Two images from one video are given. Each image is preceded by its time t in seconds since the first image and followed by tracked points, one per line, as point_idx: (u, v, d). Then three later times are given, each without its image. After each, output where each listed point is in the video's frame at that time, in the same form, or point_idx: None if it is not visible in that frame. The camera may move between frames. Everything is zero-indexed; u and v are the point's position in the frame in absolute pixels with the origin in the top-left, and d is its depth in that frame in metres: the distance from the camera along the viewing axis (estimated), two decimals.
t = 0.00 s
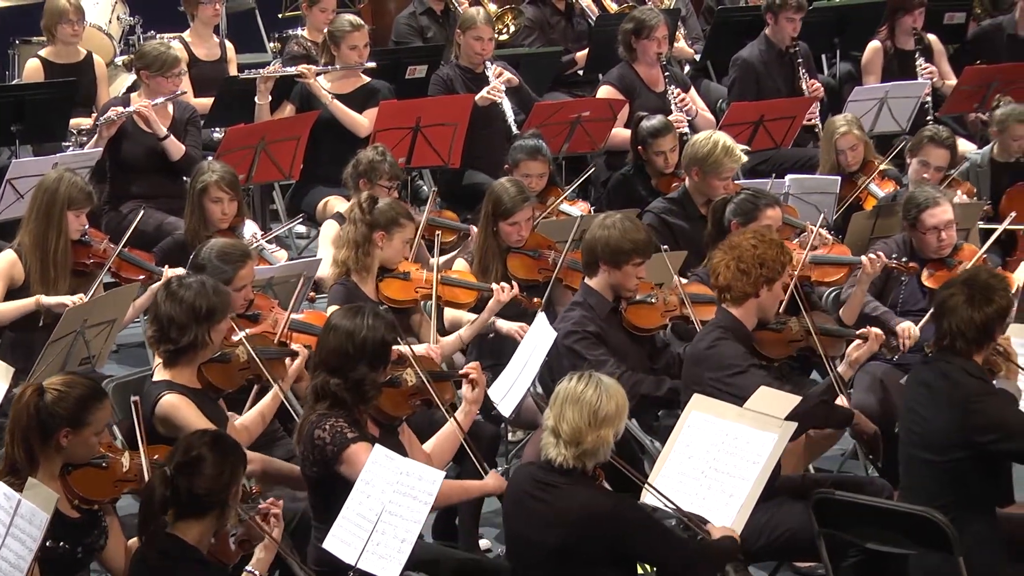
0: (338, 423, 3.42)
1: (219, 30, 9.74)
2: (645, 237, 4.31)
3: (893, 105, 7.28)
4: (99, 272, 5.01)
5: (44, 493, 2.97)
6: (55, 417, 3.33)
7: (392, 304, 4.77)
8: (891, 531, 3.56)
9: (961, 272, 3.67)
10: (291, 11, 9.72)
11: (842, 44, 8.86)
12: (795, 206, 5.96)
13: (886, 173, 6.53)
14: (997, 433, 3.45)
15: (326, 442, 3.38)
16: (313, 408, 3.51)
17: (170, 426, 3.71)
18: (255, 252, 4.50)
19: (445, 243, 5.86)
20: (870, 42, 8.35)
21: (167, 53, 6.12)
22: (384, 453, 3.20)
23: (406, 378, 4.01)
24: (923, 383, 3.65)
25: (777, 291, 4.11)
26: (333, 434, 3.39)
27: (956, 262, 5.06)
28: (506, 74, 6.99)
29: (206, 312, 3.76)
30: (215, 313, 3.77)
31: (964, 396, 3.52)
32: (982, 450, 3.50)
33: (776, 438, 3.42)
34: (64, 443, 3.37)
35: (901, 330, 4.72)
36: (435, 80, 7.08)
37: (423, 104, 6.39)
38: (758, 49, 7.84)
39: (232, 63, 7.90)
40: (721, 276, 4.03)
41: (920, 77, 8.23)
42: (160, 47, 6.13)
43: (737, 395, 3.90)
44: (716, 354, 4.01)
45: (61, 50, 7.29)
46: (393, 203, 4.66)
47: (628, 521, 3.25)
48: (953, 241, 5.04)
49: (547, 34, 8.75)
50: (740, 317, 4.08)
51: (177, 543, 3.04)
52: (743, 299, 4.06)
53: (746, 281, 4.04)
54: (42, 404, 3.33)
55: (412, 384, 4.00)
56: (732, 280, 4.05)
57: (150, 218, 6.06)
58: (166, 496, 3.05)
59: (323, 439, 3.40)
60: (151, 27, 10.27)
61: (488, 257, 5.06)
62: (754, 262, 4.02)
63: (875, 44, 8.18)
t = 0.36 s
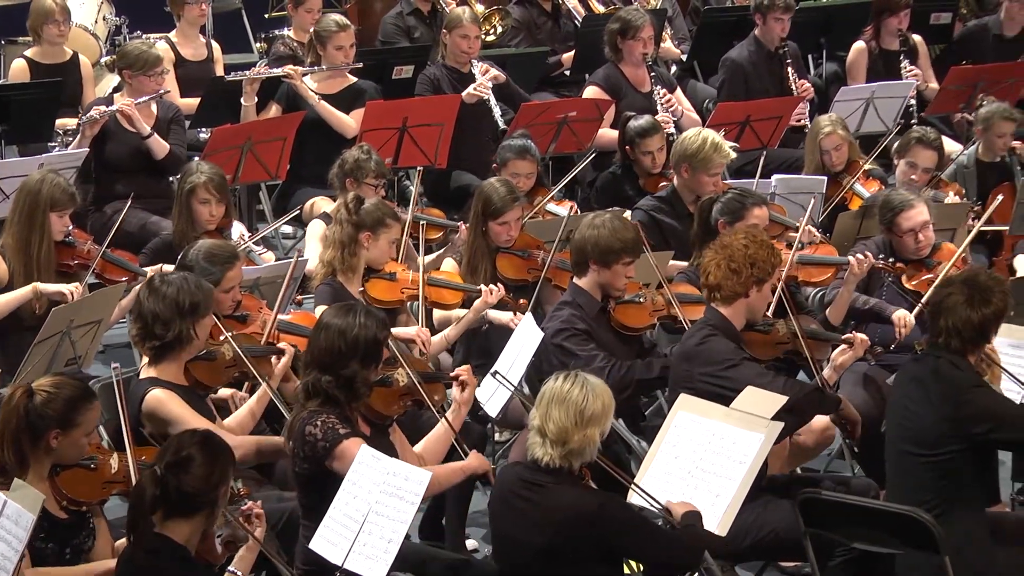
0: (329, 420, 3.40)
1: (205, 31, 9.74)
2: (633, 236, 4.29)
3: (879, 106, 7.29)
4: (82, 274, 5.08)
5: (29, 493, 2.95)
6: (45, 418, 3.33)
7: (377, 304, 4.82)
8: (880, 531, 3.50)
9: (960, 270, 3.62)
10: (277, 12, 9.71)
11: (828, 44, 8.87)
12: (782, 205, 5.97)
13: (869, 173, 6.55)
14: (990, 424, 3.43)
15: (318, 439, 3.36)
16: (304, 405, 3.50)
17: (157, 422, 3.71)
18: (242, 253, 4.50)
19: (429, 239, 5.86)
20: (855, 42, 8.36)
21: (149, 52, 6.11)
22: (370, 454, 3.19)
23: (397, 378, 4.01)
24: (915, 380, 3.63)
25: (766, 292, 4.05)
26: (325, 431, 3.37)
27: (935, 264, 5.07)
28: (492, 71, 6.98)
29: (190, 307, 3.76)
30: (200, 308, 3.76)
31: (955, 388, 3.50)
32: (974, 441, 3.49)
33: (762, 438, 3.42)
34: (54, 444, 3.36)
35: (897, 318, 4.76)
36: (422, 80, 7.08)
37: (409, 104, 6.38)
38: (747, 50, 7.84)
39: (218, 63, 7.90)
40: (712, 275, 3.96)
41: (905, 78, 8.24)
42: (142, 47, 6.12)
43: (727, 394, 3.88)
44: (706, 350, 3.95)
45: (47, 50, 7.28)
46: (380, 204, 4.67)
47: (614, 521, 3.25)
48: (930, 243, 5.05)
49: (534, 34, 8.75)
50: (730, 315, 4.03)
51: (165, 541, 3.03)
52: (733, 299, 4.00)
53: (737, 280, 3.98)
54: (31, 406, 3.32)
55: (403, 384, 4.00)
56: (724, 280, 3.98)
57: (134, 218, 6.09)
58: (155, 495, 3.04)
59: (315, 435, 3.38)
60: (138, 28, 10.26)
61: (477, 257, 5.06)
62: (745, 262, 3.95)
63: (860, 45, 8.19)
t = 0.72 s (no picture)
0: (322, 416, 3.39)
1: (188, 32, 9.73)
2: (623, 235, 4.30)
3: (863, 105, 7.30)
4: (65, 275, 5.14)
5: (13, 494, 2.91)
6: (33, 420, 3.33)
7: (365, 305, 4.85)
8: (867, 529, 3.44)
9: (954, 267, 3.60)
10: (260, 12, 9.70)
11: (812, 44, 8.89)
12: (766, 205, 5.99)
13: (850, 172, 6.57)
14: (988, 410, 3.39)
15: (311, 434, 3.35)
16: (297, 401, 3.48)
17: (144, 418, 3.71)
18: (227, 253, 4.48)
19: (414, 240, 5.91)
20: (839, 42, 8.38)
21: (126, 51, 6.17)
22: (354, 454, 3.18)
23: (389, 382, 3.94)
24: (904, 375, 3.57)
25: (749, 292, 4.01)
26: (319, 427, 3.37)
27: (917, 265, 5.09)
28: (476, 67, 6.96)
29: (174, 303, 3.75)
30: (184, 305, 3.75)
31: (948, 378, 3.45)
32: (969, 432, 3.44)
33: (747, 438, 3.41)
34: (43, 445, 3.36)
35: (889, 305, 4.84)
36: (406, 79, 7.08)
37: (391, 106, 6.38)
38: (736, 51, 7.86)
39: (201, 63, 7.90)
40: (695, 275, 3.93)
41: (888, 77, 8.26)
42: (118, 45, 6.18)
43: (714, 389, 3.85)
44: (692, 347, 3.91)
45: (30, 50, 7.26)
46: (364, 204, 4.68)
47: (599, 519, 3.26)
48: (912, 244, 5.06)
49: (518, 34, 8.75)
50: (713, 315, 4.00)
51: (150, 540, 3.00)
52: (715, 299, 3.96)
53: (720, 280, 3.95)
54: (22, 408, 3.32)
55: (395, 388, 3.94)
56: (706, 280, 3.95)
57: (115, 218, 6.09)
58: (144, 495, 3.00)
59: (308, 431, 3.37)
60: (122, 28, 10.25)
61: (462, 260, 5.06)
62: (727, 261, 3.92)
63: (842, 45, 8.21)
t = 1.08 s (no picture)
0: (320, 413, 3.39)
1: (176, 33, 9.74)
2: (624, 235, 4.26)
3: (851, 106, 7.30)
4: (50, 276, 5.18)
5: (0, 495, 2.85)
6: (36, 426, 3.34)
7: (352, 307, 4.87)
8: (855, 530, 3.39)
9: (947, 268, 3.56)
10: (248, 12, 9.70)
11: (799, 44, 8.91)
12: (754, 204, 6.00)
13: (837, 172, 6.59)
14: (990, 401, 3.36)
15: (309, 430, 3.34)
16: (294, 396, 3.47)
17: (133, 417, 3.69)
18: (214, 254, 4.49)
19: (402, 241, 5.95)
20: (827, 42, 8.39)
21: (112, 53, 6.16)
22: (343, 454, 3.18)
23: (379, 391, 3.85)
24: (899, 372, 3.50)
25: (737, 294, 4.00)
26: (317, 423, 3.36)
27: (908, 268, 5.08)
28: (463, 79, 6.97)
29: (168, 304, 3.74)
30: (178, 306, 3.75)
31: (948, 371, 3.40)
32: (968, 425, 3.39)
33: (735, 438, 3.41)
34: (43, 453, 3.37)
35: (893, 291, 4.85)
36: (395, 80, 7.08)
37: (379, 106, 6.37)
38: (727, 54, 7.86)
39: (189, 63, 7.90)
40: (684, 277, 3.91)
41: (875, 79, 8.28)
42: (104, 47, 6.18)
43: (704, 387, 3.85)
44: (682, 345, 3.89)
45: (18, 50, 7.25)
46: (353, 206, 4.68)
47: (587, 519, 3.27)
48: (903, 247, 5.06)
49: (506, 34, 8.75)
50: (701, 316, 3.97)
51: (141, 541, 2.93)
52: (704, 300, 3.94)
53: (709, 281, 3.92)
54: (26, 413, 3.34)
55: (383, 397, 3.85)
56: (695, 281, 3.93)
57: (102, 220, 6.08)
58: (137, 496, 2.94)
59: (306, 426, 3.36)
60: (109, 28, 10.25)
61: (450, 260, 5.07)
62: (717, 263, 3.90)
63: (831, 45, 8.22)
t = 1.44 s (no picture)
0: (305, 413, 3.38)
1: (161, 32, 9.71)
2: (615, 237, 4.24)
3: (837, 106, 7.32)
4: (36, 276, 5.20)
5: None
6: (26, 426, 3.32)
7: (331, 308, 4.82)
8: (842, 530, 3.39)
9: (935, 270, 3.58)
10: (234, 12, 9.69)
11: (785, 44, 8.92)
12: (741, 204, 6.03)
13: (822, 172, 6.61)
14: (977, 404, 3.38)
15: (295, 430, 3.34)
16: (277, 396, 3.47)
17: (121, 419, 3.68)
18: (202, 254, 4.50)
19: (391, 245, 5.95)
20: (814, 42, 8.39)
21: (97, 51, 6.15)
22: (330, 454, 3.18)
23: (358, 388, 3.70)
24: (883, 372, 3.51)
25: (733, 297, 3.96)
26: (304, 424, 3.36)
27: (895, 267, 5.09)
28: (451, 74, 6.99)
29: (155, 306, 3.74)
30: (166, 308, 3.75)
31: (936, 370, 3.40)
32: (956, 422, 3.40)
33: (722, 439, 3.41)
34: (32, 454, 3.37)
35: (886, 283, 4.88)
36: (381, 79, 7.09)
37: (367, 106, 6.36)
38: (709, 51, 7.88)
39: (175, 63, 7.89)
40: (680, 277, 3.88)
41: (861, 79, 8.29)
42: (89, 46, 6.17)
43: (693, 388, 3.84)
44: (677, 347, 3.87)
45: (3, 50, 7.23)
46: (341, 208, 4.70)
47: (575, 519, 3.27)
48: (890, 247, 5.07)
49: (492, 35, 8.75)
50: (694, 317, 3.96)
51: (130, 542, 2.92)
52: (699, 301, 3.91)
53: (704, 283, 3.90)
54: (15, 413, 3.32)
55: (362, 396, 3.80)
56: (691, 281, 3.90)
57: (88, 221, 6.08)
58: (124, 497, 2.92)
59: (292, 425, 3.35)
60: (95, 28, 10.23)
61: (436, 260, 5.04)
62: (714, 266, 3.87)
63: (819, 43, 8.23)
